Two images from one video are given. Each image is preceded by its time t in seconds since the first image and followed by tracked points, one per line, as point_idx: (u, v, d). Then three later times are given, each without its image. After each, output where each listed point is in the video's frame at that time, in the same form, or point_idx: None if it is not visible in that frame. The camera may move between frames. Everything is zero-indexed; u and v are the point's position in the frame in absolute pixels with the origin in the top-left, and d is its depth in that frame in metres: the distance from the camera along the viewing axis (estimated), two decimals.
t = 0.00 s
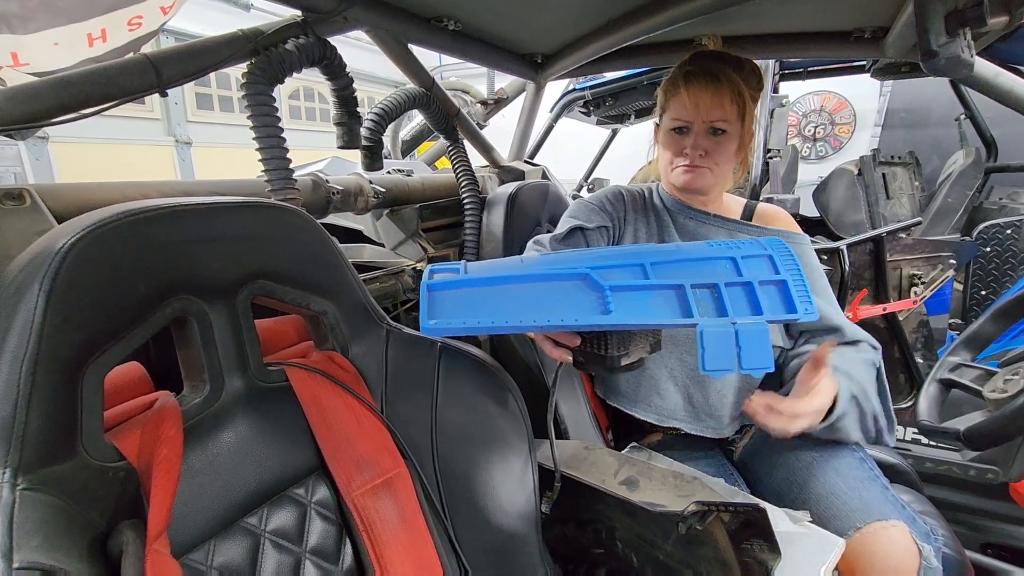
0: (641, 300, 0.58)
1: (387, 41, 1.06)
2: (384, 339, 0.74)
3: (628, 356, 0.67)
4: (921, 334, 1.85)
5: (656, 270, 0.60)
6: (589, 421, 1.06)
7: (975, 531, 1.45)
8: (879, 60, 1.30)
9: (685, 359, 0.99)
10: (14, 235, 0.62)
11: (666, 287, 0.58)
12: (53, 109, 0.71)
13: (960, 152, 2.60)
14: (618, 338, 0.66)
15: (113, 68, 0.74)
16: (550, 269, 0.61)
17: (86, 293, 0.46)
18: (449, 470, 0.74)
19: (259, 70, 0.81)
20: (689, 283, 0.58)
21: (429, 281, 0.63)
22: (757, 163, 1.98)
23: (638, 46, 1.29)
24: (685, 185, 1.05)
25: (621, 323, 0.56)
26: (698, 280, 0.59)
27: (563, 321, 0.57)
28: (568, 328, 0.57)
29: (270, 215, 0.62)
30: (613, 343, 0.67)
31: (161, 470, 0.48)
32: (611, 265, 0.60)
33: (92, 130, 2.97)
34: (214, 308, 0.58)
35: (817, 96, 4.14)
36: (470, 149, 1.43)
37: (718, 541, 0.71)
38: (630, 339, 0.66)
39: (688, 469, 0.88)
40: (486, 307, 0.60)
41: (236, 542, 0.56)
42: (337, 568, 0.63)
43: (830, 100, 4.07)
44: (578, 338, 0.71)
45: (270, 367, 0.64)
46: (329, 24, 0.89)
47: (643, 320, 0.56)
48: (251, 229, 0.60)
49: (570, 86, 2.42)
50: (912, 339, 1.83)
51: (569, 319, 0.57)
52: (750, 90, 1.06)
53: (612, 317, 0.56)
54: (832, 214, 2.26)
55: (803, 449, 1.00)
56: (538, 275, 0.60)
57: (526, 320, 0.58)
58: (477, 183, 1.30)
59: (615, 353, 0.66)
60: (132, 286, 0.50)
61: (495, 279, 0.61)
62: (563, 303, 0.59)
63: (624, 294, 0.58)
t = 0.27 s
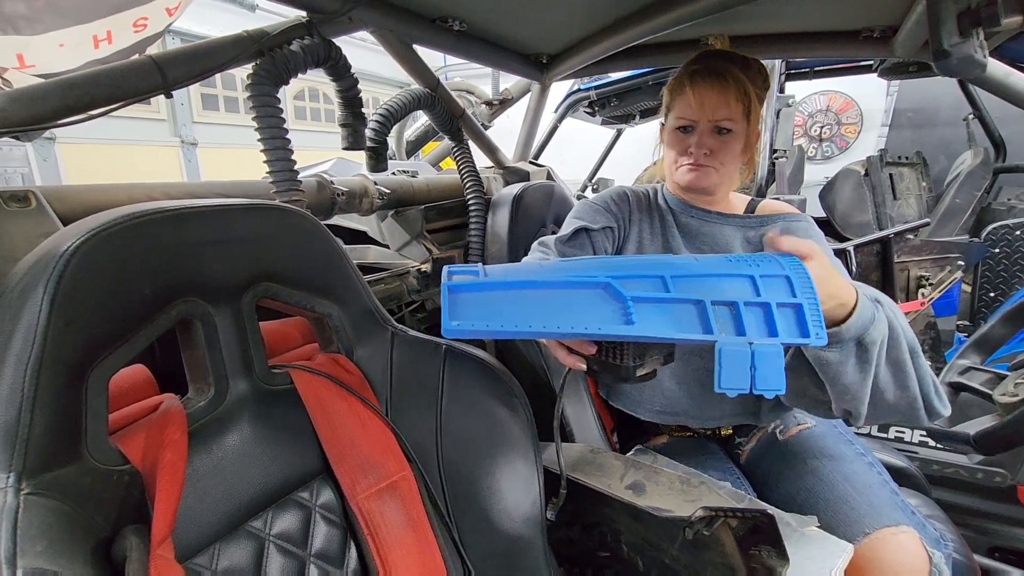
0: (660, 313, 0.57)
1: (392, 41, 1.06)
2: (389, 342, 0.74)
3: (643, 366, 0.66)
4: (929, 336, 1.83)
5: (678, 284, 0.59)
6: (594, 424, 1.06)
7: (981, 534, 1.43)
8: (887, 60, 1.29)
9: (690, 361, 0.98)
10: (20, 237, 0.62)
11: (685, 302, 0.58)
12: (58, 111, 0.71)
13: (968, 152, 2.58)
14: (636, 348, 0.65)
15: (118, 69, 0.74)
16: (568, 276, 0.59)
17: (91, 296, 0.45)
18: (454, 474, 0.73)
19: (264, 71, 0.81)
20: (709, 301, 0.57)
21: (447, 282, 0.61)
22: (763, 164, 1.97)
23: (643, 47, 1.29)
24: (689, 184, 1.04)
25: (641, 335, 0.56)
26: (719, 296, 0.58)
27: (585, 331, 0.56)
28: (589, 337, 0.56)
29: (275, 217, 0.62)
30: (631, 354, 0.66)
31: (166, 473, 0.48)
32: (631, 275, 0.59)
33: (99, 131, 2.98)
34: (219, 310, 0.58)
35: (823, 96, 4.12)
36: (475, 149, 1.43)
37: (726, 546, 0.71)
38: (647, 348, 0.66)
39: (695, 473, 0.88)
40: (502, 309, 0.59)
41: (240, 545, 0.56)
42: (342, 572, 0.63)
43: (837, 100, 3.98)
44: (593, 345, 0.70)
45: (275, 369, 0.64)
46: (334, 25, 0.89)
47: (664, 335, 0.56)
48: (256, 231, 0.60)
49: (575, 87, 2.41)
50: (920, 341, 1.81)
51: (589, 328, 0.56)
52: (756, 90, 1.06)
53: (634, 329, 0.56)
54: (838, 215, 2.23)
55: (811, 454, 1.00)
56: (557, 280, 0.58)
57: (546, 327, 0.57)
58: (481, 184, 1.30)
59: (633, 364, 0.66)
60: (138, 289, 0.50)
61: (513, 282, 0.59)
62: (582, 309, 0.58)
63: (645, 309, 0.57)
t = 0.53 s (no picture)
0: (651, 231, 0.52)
1: (396, 39, 1.06)
2: (393, 341, 0.73)
3: (644, 364, 0.68)
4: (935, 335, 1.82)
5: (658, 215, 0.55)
6: (598, 423, 1.06)
7: (988, 535, 1.43)
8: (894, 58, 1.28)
9: (695, 360, 0.98)
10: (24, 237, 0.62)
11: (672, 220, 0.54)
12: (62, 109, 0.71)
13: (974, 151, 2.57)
14: (637, 347, 0.66)
15: (122, 68, 0.74)
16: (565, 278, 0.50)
17: (95, 295, 0.45)
18: (459, 473, 0.73)
19: (268, 70, 0.81)
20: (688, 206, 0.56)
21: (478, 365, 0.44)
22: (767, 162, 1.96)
23: (648, 45, 1.28)
24: (692, 182, 1.03)
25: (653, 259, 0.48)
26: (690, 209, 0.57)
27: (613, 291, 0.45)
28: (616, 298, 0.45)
29: (280, 216, 0.61)
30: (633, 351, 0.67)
31: (170, 473, 0.48)
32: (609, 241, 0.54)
33: (104, 130, 2.98)
34: (223, 309, 0.58)
35: (828, 94, 4.11)
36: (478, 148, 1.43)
37: (732, 546, 0.70)
38: (647, 346, 0.67)
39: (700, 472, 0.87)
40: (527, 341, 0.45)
41: (245, 545, 0.56)
42: (346, 572, 0.63)
43: (841, 98, 4.02)
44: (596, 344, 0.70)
45: (279, 368, 0.63)
46: (338, 23, 0.88)
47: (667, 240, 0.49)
48: (259, 230, 0.60)
49: (579, 85, 2.41)
50: (926, 340, 1.80)
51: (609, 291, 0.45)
52: (760, 88, 1.05)
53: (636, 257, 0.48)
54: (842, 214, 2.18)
55: (817, 454, 1.00)
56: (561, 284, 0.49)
57: (582, 316, 0.44)
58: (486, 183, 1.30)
59: (634, 362, 0.67)
60: (142, 288, 0.50)
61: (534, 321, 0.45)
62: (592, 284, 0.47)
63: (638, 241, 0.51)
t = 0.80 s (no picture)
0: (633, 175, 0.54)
1: (396, 37, 1.06)
2: (394, 338, 0.73)
3: (658, 351, 0.67)
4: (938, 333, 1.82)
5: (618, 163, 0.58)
6: (599, 421, 1.06)
7: (989, 533, 1.43)
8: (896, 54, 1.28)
9: (694, 358, 0.98)
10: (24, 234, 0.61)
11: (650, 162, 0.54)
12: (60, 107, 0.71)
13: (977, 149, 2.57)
14: (649, 335, 0.66)
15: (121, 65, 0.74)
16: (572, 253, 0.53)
17: (94, 292, 0.45)
18: (459, 471, 0.73)
19: (268, 67, 0.81)
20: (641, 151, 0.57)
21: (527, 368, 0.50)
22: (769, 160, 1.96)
23: (649, 42, 1.28)
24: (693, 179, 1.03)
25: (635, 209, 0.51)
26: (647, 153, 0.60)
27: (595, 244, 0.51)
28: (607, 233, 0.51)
29: (280, 213, 0.61)
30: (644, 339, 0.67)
31: (169, 470, 0.48)
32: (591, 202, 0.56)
33: (104, 129, 2.98)
34: (222, 307, 0.57)
35: (831, 92, 4.11)
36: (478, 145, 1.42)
37: (732, 544, 0.70)
38: (659, 334, 0.67)
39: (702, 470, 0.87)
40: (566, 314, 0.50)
41: (245, 542, 0.56)
42: (346, 569, 0.63)
43: (844, 95, 4.05)
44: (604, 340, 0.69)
45: (279, 366, 0.63)
46: (338, 20, 0.88)
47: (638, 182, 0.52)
48: (259, 226, 0.60)
49: (580, 83, 2.40)
50: (928, 338, 1.80)
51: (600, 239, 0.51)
52: (759, 84, 1.04)
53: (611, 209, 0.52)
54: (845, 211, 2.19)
55: (817, 451, 0.99)
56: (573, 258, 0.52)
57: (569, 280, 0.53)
58: (486, 180, 1.30)
59: (647, 350, 0.66)
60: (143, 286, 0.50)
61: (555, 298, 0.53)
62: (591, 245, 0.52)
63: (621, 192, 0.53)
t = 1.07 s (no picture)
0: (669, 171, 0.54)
1: (393, 37, 1.05)
2: (391, 340, 0.73)
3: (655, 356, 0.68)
4: (936, 333, 1.82)
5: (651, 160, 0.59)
6: (597, 422, 1.06)
7: (988, 532, 1.43)
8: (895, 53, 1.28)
9: (692, 358, 0.98)
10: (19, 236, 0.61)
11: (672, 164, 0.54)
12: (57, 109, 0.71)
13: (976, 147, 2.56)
14: (645, 341, 0.66)
15: (118, 66, 0.74)
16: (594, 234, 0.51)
17: (89, 295, 0.45)
18: (456, 472, 0.73)
19: (264, 67, 0.81)
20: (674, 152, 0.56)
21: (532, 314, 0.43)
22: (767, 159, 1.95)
23: (647, 41, 1.27)
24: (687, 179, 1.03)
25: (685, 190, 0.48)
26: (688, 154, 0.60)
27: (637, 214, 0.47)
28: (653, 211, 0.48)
29: (276, 215, 0.61)
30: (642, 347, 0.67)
31: (166, 473, 0.48)
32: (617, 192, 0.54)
33: (102, 128, 2.97)
34: (219, 309, 0.57)
35: (830, 90, 4.10)
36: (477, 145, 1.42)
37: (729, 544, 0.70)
38: (655, 340, 0.67)
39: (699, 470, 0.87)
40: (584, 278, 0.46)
41: (241, 544, 0.56)
42: (343, 571, 0.63)
43: (843, 94, 4.00)
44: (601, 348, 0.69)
45: (276, 368, 0.63)
46: (335, 20, 0.88)
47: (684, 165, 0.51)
48: (256, 228, 0.59)
49: (578, 82, 2.40)
50: (927, 337, 1.80)
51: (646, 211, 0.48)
52: (750, 81, 1.04)
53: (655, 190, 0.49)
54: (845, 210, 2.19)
55: (816, 450, 0.99)
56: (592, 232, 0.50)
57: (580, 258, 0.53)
58: (484, 181, 1.30)
59: (644, 357, 0.67)
60: (139, 288, 0.49)
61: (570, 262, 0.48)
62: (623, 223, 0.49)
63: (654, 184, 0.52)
